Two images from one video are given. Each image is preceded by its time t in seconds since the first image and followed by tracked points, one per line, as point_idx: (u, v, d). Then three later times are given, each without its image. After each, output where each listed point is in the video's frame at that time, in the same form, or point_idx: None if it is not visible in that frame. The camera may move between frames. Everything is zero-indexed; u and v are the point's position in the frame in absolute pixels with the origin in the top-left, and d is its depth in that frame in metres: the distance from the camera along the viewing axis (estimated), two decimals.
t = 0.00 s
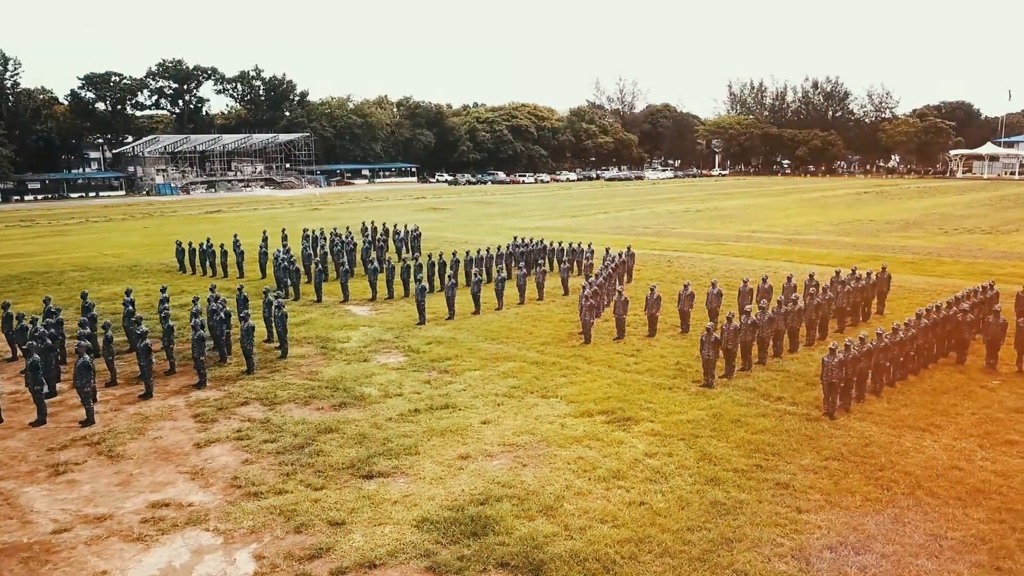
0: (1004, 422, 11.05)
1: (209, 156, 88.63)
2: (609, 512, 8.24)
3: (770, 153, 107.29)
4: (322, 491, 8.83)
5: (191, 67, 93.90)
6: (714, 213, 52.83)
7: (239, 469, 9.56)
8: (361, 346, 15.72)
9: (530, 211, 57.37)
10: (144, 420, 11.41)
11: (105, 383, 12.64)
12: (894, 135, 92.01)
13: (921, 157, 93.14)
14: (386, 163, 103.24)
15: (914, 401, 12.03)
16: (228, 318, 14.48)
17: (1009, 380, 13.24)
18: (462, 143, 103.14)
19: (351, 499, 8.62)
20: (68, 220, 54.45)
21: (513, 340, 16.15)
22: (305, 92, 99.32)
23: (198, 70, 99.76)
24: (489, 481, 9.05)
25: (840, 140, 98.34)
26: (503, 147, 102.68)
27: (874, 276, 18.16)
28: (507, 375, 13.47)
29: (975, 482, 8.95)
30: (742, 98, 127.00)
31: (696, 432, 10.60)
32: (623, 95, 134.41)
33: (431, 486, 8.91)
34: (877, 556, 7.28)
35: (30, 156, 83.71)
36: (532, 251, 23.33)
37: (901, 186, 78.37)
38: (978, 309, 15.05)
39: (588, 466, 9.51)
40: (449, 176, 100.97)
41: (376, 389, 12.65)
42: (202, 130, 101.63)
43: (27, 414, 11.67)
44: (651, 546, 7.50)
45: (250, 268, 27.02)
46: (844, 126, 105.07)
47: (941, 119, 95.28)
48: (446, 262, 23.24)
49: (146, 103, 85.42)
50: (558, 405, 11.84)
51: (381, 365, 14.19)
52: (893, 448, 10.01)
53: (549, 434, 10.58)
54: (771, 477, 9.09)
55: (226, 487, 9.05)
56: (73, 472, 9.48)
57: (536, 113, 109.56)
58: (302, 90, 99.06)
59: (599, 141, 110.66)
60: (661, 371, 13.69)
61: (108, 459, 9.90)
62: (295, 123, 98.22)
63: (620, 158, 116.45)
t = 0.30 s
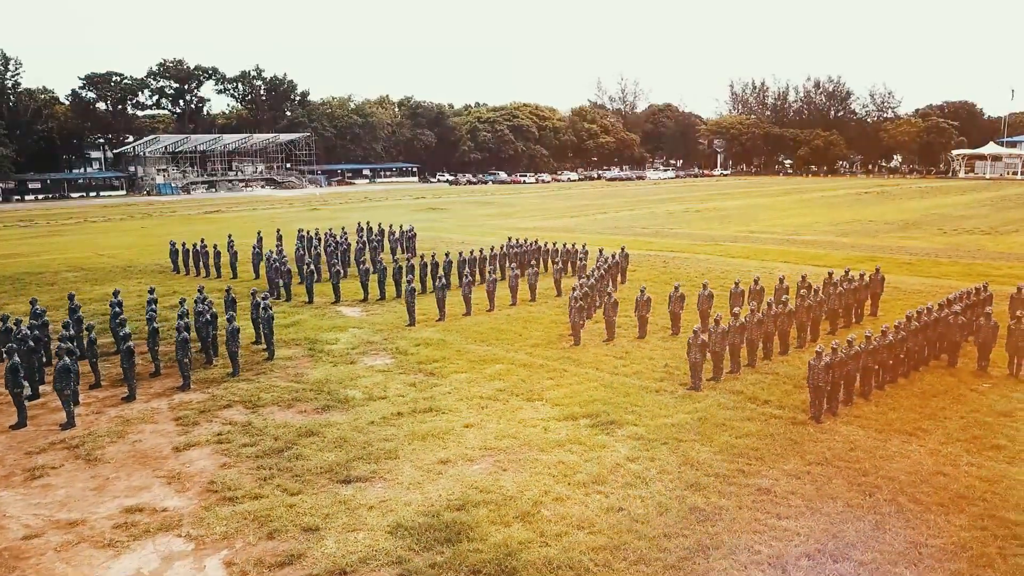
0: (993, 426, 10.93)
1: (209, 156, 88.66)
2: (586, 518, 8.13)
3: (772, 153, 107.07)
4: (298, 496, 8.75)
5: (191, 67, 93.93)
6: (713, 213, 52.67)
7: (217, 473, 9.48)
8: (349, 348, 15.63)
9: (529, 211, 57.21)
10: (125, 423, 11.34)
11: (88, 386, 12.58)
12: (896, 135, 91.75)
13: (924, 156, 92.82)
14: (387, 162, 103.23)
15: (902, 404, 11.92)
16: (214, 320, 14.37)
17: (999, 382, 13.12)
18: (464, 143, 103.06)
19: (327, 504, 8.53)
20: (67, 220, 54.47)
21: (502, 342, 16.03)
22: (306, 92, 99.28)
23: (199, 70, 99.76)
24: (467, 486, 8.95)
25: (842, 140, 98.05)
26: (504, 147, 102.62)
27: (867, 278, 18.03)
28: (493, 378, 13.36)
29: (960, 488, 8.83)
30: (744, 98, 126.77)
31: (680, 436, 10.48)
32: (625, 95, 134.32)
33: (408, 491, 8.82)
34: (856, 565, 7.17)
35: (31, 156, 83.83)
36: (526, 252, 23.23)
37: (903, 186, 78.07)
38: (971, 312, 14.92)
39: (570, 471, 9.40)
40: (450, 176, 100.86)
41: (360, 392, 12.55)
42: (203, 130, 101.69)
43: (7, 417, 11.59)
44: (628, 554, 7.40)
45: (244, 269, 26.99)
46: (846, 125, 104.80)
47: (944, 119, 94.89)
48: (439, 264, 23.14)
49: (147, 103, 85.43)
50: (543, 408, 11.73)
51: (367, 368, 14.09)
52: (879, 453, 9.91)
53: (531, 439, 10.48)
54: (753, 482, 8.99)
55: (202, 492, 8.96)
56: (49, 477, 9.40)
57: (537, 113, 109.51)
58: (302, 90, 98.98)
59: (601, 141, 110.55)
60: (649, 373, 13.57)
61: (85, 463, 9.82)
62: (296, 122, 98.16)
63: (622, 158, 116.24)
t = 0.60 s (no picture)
0: (979, 429, 10.83)
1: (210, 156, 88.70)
2: (561, 523, 8.04)
3: (774, 153, 106.91)
4: (273, 500, 8.68)
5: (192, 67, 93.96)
6: (713, 213, 52.57)
7: (193, 477, 9.42)
8: (336, 350, 15.59)
9: (528, 211, 57.15)
10: (106, 425, 11.28)
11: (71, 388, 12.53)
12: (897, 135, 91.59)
13: (926, 156, 92.59)
14: (388, 162, 103.27)
15: (889, 407, 11.82)
16: (200, 321, 14.31)
17: (988, 385, 13.02)
18: (464, 143, 103.07)
19: (301, 509, 8.45)
20: (65, 220, 54.48)
21: (491, 344, 15.96)
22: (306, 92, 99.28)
23: (200, 70, 99.77)
24: (444, 491, 8.87)
25: (844, 140, 97.84)
26: (505, 147, 102.54)
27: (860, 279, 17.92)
28: (478, 380, 13.29)
29: (940, 493, 8.74)
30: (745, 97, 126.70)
31: (662, 439, 10.40)
32: (627, 94, 134.17)
33: (384, 496, 8.75)
34: (830, 572, 7.09)
35: (32, 156, 83.94)
36: (519, 252, 23.17)
37: (904, 186, 77.89)
38: (960, 314, 14.83)
39: (549, 475, 9.31)
40: (451, 176, 100.87)
41: (344, 395, 12.49)
42: (204, 130, 101.75)
43: None
44: (601, 560, 7.32)
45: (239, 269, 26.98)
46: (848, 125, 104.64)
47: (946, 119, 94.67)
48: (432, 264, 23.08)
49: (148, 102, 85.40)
50: (527, 411, 11.64)
51: (352, 370, 14.03)
52: (863, 457, 9.81)
53: (512, 442, 10.40)
54: (733, 487, 8.91)
55: (177, 496, 8.90)
56: (24, 480, 9.35)
57: (538, 113, 109.40)
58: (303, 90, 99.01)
59: (603, 141, 110.49)
60: (636, 376, 13.49)
61: (62, 466, 9.77)
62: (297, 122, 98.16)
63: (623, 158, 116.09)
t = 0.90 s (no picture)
0: (963, 432, 10.74)
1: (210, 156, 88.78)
2: (534, 526, 7.99)
3: (775, 154, 106.71)
4: (246, 503, 8.62)
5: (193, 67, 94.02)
6: (712, 213, 52.46)
7: (169, 479, 9.38)
8: (322, 351, 15.57)
9: (526, 211, 57.10)
10: (86, 427, 11.26)
11: (52, 390, 12.50)
12: (898, 135, 91.51)
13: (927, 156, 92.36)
14: (388, 162, 103.32)
15: (872, 409, 11.75)
16: (185, 323, 14.29)
17: (975, 387, 12.94)
18: (465, 143, 103.05)
19: (273, 512, 8.40)
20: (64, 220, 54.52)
21: (478, 345, 15.90)
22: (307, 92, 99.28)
23: (201, 70, 99.79)
24: (419, 494, 8.82)
25: (845, 140, 97.62)
26: (506, 147, 102.43)
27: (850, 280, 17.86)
28: (462, 381, 13.23)
29: (918, 497, 8.66)
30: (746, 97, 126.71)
31: (642, 442, 10.34)
32: (628, 94, 134.01)
33: (357, 499, 8.69)
34: None
35: (32, 156, 84.03)
36: (512, 253, 23.12)
37: (904, 186, 77.72)
38: (949, 315, 14.74)
39: (526, 478, 9.25)
40: (452, 176, 100.84)
41: (326, 397, 12.46)
42: (204, 130, 101.81)
43: None
44: (571, 566, 7.25)
45: (232, 269, 26.98)
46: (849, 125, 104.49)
47: (948, 119, 94.47)
48: (423, 265, 23.05)
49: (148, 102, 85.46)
50: (509, 413, 11.58)
51: (336, 372, 14.00)
52: (843, 460, 9.74)
53: (492, 444, 10.34)
54: (709, 490, 8.84)
55: (150, 498, 8.86)
56: None
57: (539, 113, 109.32)
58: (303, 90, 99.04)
59: (604, 141, 110.37)
60: (621, 378, 13.45)
61: (37, 469, 9.73)
62: (297, 122, 98.06)
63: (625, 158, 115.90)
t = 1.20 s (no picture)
0: (943, 434, 10.67)
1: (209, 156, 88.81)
2: (504, 530, 7.93)
3: (776, 153, 106.50)
4: (217, 505, 8.58)
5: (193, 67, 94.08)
6: (709, 213, 52.39)
7: (142, 481, 9.34)
8: (307, 352, 15.54)
9: (523, 211, 56.99)
10: (64, 428, 11.24)
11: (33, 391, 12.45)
12: (899, 134, 91.43)
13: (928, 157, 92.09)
14: (388, 162, 103.59)
15: (854, 411, 11.70)
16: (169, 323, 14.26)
17: (959, 389, 12.88)
18: (465, 143, 102.98)
19: (244, 514, 8.35)
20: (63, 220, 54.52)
21: (464, 346, 15.86)
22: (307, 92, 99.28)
23: (201, 70, 99.84)
24: (392, 497, 8.77)
25: (846, 140, 97.38)
26: (506, 147, 102.19)
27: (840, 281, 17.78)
28: (444, 383, 13.17)
29: (893, 500, 8.60)
30: (747, 97, 126.74)
31: (620, 444, 10.30)
32: (628, 93, 133.80)
33: (329, 502, 8.64)
34: None
35: (32, 155, 84.08)
36: (504, 254, 23.09)
37: (905, 186, 77.57)
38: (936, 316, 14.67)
39: (500, 481, 9.20)
40: (452, 176, 100.71)
41: (307, 398, 12.42)
42: (204, 130, 101.85)
43: None
44: (537, 571, 7.19)
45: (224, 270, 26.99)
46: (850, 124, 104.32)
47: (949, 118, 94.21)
48: (414, 265, 23.03)
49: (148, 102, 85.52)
50: (488, 415, 11.54)
51: (319, 373, 13.97)
52: (821, 463, 9.68)
53: (468, 447, 10.29)
54: (683, 493, 8.79)
55: (122, 501, 8.83)
56: None
57: (539, 113, 109.20)
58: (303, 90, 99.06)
59: (604, 140, 110.16)
60: (605, 379, 13.40)
61: (11, 471, 9.70)
62: (297, 122, 97.95)
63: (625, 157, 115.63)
